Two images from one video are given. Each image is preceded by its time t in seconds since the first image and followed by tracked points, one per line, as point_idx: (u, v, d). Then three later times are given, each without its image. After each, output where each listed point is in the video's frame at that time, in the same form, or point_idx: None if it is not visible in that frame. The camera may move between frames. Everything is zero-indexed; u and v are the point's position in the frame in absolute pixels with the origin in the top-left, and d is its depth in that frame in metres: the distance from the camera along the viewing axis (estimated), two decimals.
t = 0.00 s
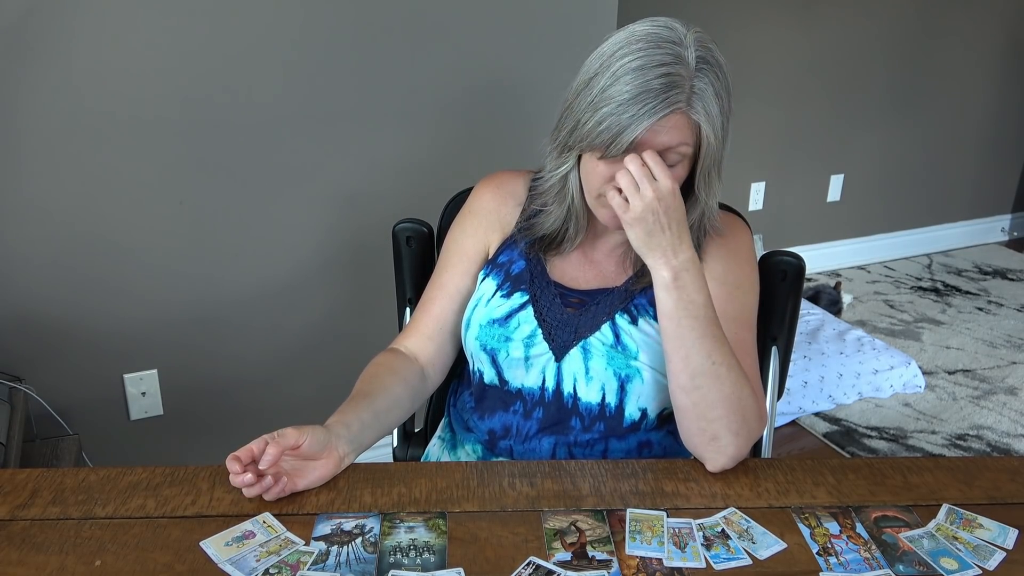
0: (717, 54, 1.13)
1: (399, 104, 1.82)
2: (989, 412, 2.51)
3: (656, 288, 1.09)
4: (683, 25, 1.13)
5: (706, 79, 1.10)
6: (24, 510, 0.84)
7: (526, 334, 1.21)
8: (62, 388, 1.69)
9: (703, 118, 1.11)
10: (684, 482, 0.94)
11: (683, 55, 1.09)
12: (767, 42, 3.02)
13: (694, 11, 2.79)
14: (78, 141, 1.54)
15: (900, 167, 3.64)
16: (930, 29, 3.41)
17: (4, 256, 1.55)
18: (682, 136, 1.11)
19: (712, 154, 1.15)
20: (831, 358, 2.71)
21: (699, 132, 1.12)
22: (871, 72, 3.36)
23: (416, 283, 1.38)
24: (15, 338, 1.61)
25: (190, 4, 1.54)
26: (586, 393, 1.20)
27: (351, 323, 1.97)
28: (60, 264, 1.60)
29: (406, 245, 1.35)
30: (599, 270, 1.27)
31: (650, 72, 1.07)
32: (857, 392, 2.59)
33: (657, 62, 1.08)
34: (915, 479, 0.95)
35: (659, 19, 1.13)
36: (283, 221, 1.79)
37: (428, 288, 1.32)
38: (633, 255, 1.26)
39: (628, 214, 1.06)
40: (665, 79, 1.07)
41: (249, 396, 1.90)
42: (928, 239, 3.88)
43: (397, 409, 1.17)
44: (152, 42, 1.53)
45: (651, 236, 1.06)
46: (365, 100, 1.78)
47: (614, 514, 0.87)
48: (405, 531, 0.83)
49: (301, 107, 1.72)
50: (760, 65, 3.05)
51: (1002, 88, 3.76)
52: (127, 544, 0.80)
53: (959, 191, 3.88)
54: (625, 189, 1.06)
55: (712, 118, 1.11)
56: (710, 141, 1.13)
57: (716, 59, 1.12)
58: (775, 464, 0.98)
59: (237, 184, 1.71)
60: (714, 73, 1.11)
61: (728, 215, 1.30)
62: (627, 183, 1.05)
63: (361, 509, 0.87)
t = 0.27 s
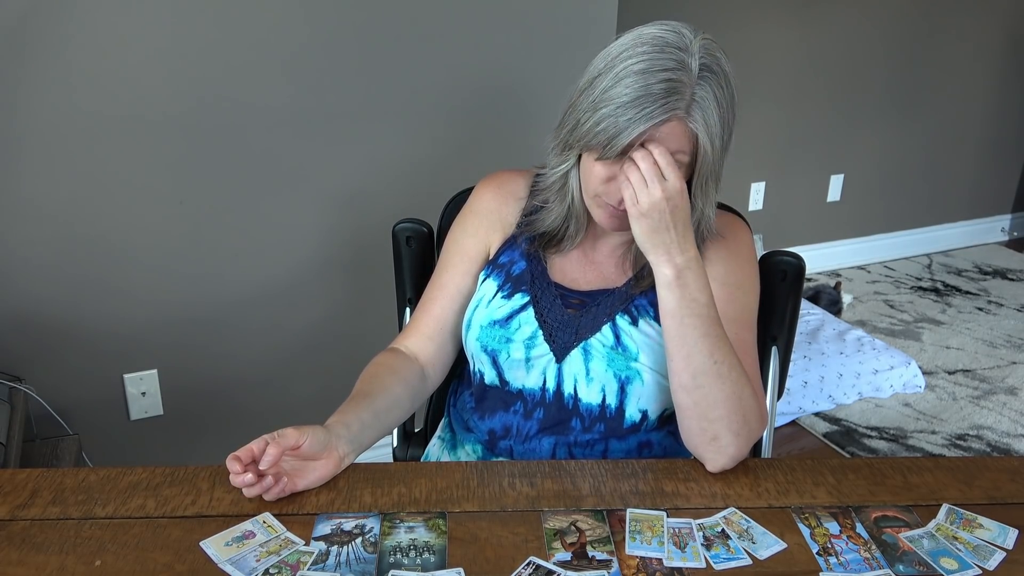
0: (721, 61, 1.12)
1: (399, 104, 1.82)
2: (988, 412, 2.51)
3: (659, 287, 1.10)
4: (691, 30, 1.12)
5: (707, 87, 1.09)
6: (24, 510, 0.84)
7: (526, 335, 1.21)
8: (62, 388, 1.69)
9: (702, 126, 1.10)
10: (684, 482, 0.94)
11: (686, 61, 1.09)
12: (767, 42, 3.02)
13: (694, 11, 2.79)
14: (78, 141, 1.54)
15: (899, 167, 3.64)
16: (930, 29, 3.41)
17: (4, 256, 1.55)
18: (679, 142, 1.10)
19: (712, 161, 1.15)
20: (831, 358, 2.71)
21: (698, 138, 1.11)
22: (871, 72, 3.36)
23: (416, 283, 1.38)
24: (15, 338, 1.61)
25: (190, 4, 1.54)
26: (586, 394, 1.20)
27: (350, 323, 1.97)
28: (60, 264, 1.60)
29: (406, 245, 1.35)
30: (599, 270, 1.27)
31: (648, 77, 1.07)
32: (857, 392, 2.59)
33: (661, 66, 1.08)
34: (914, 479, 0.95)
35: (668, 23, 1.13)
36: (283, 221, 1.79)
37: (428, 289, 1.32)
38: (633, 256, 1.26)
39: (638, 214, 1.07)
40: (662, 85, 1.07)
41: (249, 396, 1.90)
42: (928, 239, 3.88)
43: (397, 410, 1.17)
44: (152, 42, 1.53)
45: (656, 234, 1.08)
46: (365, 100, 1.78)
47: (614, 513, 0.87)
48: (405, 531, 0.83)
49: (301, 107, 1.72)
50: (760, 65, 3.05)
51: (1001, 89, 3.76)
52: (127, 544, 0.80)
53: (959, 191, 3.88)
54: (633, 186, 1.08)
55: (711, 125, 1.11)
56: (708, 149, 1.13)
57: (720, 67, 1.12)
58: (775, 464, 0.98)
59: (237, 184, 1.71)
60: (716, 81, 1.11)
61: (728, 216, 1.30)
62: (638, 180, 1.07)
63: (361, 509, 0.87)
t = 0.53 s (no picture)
0: (722, 63, 1.12)
1: (399, 104, 1.82)
2: (989, 412, 2.51)
3: (665, 287, 1.09)
4: (692, 31, 1.12)
5: (705, 88, 1.09)
6: (24, 510, 0.84)
7: (528, 336, 1.21)
8: (62, 388, 1.69)
9: (697, 126, 1.10)
10: (684, 482, 0.94)
11: (685, 61, 1.09)
12: (767, 42, 3.02)
13: (694, 11, 2.79)
14: (78, 141, 1.54)
15: (899, 167, 3.64)
16: (930, 29, 3.41)
17: (4, 256, 1.55)
18: (675, 143, 1.10)
19: (709, 164, 1.15)
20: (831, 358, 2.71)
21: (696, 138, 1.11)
22: (871, 72, 3.36)
23: (416, 283, 1.38)
24: (15, 338, 1.61)
25: (190, 4, 1.54)
26: (587, 394, 1.20)
27: (350, 323, 1.97)
28: (60, 264, 1.60)
29: (406, 245, 1.35)
30: (600, 270, 1.27)
31: (645, 75, 1.07)
32: (857, 392, 2.59)
33: (659, 64, 1.08)
34: (915, 479, 0.95)
35: (671, 24, 1.13)
36: (283, 221, 1.79)
37: (429, 289, 1.32)
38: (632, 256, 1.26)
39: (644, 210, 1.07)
40: (659, 83, 1.07)
41: (249, 396, 1.90)
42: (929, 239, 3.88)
43: (397, 410, 1.17)
44: (152, 42, 1.53)
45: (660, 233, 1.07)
46: (366, 100, 1.78)
47: (614, 514, 0.87)
48: (405, 531, 0.83)
49: (301, 107, 1.72)
50: (760, 66, 3.05)
51: (1001, 89, 3.76)
52: (127, 544, 0.80)
53: (959, 191, 3.88)
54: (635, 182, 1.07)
55: (709, 126, 1.11)
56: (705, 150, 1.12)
57: (721, 69, 1.12)
58: (775, 464, 0.98)
59: (237, 184, 1.71)
60: (715, 83, 1.10)
61: (729, 217, 1.30)
62: (642, 179, 1.07)
63: (361, 509, 0.87)
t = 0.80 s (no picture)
0: (718, 65, 1.12)
1: (399, 104, 1.82)
2: (988, 412, 2.51)
3: (674, 287, 1.09)
4: (689, 32, 1.13)
5: (699, 86, 1.09)
6: (24, 510, 0.84)
7: (528, 335, 1.21)
8: (62, 388, 1.69)
9: (689, 124, 1.09)
10: (684, 482, 0.94)
11: (680, 59, 1.09)
12: (767, 42, 3.02)
13: (694, 11, 2.79)
14: (78, 141, 1.54)
15: (899, 167, 3.64)
16: (930, 29, 3.41)
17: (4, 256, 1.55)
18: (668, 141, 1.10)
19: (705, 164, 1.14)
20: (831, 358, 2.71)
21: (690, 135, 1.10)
22: (871, 72, 3.36)
23: (416, 283, 1.38)
24: (14, 338, 1.61)
25: (190, 4, 1.54)
26: (587, 394, 1.20)
27: (350, 323, 1.97)
28: (60, 264, 1.60)
29: (406, 245, 1.35)
30: (600, 270, 1.27)
31: (639, 71, 1.08)
32: (857, 392, 2.59)
33: (654, 62, 1.08)
34: (914, 479, 0.95)
35: (673, 25, 1.14)
36: (283, 221, 1.79)
37: (429, 288, 1.32)
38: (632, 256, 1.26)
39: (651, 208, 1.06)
40: (652, 80, 1.07)
41: (249, 396, 1.90)
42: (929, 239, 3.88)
43: (397, 410, 1.17)
44: (152, 42, 1.53)
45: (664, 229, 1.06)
46: (365, 99, 1.78)
47: (614, 514, 0.87)
48: (405, 531, 0.83)
49: (300, 107, 1.72)
50: (760, 66, 3.04)
51: (1001, 89, 3.76)
52: (127, 544, 0.80)
53: (959, 191, 3.88)
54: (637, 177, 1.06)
55: (704, 124, 1.10)
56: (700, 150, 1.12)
57: (717, 71, 1.11)
58: (776, 464, 0.98)
59: (237, 183, 1.71)
60: (710, 84, 1.10)
61: (728, 217, 1.30)
62: (648, 179, 1.05)
63: (361, 509, 0.87)
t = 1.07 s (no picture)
0: (712, 63, 1.11)
1: (399, 104, 1.82)
2: (989, 412, 2.51)
3: (679, 286, 1.09)
4: (684, 32, 1.13)
5: (689, 81, 1.08)
6: (24, 510, 0.84)
7: (528, 333, 1.21)
8: (62, 388, 1.69)
9: (677, 118, 1.08)
10: (684, 482, 0.94)
11: (671, 55, 1.09)
12: (767, 42, 3.02)
13: (694, 11, 2.79)
14: (78, 141, 1.54)
15: (900, 167, 3.64)
16: (930, 29, 3.41)
17: (4, 256, 1.55)
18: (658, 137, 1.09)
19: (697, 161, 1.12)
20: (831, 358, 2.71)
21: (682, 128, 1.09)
22: (871, 72, 3.36)
23: (416, 283, 1.38)
24: (14, 338, 1.61)
25: (191, 4, 1.54)
26: (586, 393, 1.20)
27: (350, 323, 1.97)
28: (60, 264, 1.60)
29: (406, 245, 1.35)
30: (600, 269, 1.27)
31: (631, 66, 1.08)
32: (857, 392, 2.59)
33: (646, 58, 1.09)
34: (914, 479, 0.95)
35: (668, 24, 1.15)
36: (283, 221, 1.79)
37: (429, 287, 1.32)
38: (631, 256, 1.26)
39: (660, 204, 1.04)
40: (643, 74, 1.08)
41: (249, 396, 1.90)
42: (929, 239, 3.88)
43: (397, 409, 1.17)
44: (152, 42, 1.53)
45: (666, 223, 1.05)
46: (365, 99, 1.78)
47: (614, 513, 0.87)
48: (405, 531, 0.83)
49: (300, 107, 1.72)
50: (760, 66, 3.04)
51: (1001, 89, 3.76)
52: (127, 544, 0.80)
53: (959, 191, 3.88)
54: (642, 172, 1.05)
55: (694, 118, 1.09)
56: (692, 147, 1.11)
57: (710, 68, 1.11)
58: (775, 463, 0.98)
59: (237, 183, 1.71)
60: (701, 80, 1.09)
61: (729, 217, 1.30)
62: (658, 177, 1.03)
63: (361, 509, 0.87)
